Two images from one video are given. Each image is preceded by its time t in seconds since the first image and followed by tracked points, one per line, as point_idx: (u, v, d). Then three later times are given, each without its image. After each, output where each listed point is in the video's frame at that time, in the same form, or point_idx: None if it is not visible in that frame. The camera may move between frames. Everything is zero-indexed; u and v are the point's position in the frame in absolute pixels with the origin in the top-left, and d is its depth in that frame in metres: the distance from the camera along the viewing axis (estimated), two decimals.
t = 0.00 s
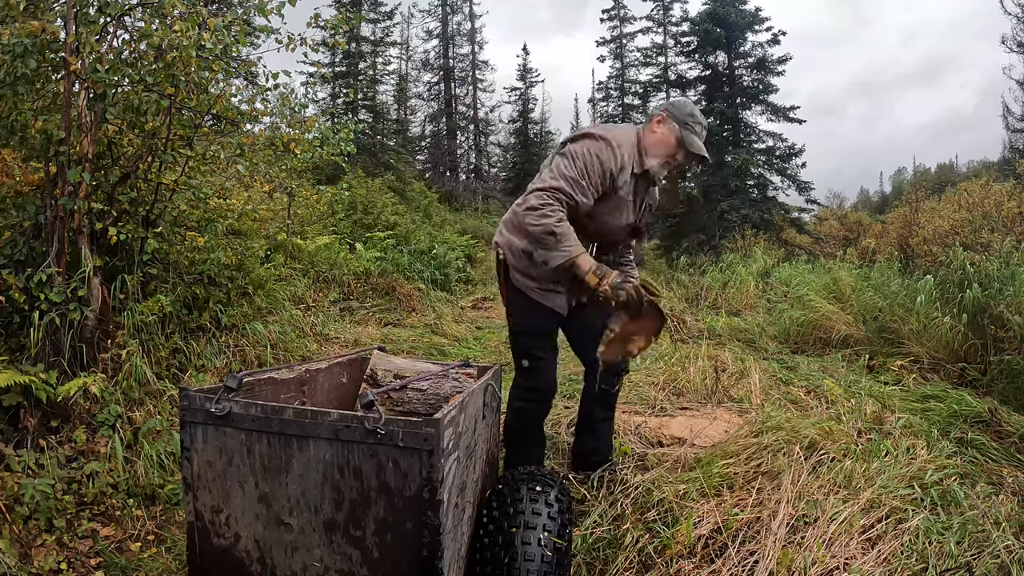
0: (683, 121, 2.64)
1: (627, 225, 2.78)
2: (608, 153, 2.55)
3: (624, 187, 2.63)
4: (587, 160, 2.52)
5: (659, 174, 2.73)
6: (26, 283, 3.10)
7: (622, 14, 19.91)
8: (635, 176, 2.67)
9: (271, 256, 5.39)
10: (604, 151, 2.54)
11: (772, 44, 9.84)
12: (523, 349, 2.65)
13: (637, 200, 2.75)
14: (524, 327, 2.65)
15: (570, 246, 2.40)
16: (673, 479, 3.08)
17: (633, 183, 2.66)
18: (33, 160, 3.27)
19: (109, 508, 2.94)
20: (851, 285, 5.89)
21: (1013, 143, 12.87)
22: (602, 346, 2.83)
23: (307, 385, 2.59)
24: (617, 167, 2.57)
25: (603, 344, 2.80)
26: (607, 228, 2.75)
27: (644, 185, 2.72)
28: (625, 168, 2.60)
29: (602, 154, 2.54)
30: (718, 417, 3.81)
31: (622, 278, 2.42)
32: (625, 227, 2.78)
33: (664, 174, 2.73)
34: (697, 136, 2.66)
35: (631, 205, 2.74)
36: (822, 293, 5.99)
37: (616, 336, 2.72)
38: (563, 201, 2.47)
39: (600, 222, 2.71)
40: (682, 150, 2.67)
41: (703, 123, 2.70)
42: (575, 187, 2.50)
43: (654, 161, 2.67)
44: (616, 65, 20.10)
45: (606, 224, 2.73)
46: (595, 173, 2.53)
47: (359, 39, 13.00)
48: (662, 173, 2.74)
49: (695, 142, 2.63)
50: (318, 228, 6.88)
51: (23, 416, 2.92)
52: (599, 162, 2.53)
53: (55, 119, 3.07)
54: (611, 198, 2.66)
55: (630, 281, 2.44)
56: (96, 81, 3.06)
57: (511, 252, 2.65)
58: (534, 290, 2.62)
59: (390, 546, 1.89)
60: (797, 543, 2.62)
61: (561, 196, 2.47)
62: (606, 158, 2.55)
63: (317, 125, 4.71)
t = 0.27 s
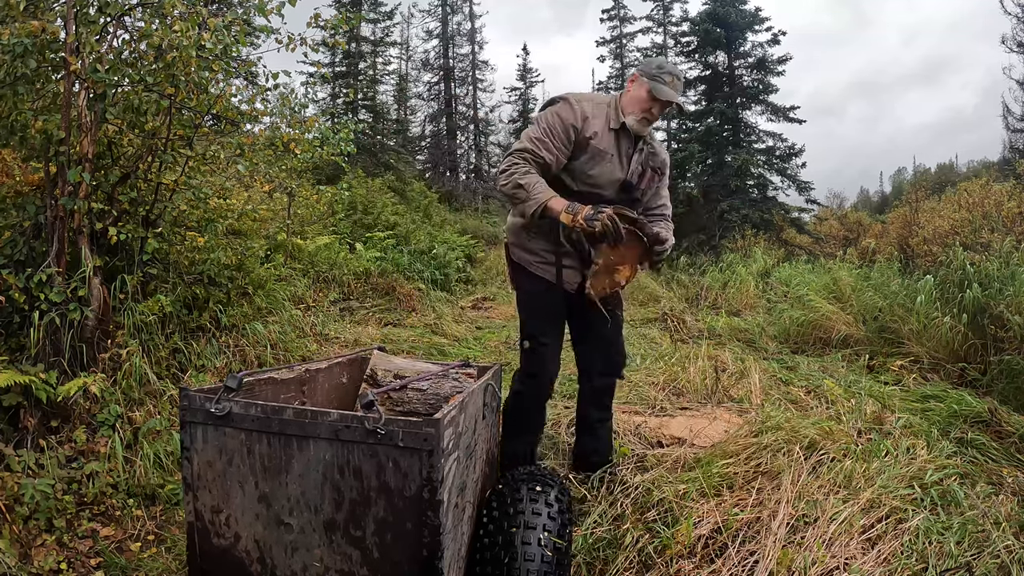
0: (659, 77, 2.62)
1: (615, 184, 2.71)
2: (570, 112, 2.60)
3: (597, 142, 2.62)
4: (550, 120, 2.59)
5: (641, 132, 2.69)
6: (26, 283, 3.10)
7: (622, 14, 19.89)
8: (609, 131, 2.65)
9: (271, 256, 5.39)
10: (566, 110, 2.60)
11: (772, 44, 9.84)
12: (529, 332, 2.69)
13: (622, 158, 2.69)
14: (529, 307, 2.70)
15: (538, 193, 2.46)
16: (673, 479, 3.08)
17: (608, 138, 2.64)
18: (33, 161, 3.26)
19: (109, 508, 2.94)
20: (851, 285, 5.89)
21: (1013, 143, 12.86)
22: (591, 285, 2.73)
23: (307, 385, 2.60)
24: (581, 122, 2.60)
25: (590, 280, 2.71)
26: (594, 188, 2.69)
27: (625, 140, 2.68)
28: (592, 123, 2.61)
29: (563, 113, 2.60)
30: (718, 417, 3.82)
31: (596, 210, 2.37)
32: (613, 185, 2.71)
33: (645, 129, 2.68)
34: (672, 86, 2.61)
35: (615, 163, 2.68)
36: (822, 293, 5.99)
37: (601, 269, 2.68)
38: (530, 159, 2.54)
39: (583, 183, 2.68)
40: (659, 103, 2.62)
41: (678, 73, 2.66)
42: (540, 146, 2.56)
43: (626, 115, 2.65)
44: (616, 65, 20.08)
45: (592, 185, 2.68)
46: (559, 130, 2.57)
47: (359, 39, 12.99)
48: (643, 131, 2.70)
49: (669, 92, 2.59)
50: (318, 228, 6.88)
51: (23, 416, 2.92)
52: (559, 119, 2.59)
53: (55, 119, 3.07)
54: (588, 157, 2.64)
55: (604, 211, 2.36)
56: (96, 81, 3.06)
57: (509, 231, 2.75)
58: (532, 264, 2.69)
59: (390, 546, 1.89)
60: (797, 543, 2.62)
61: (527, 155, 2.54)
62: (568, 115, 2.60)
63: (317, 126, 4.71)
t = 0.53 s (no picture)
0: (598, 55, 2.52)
1: (592, 178, 2.62)
2: (532, 114, 2.57)
3: (563, 138, 2.57)
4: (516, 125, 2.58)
5: (602, 116, 2.57)
6: (26, 283, 3.10)
7: (622, 14, 19.88)
8: (575, 125, 2.59)
9: (271, 255, 5.39)
10: (529, 113, 2.58)
11: (772, 44, 9.83)
12: (513, 332, 2.70)
13: (595, 150, 2.61)
14: (512, 309, 2.69)
15: (515, 207, 2.49)
16: (673, 479, 3.08)
17: (575, 133, 2.59)
18: (33, 160, 3.27)
19: (109, 508, 2.94)
20: (851, 285, 5.90)
21: (1013, 143, 12.86)
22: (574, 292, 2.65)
23: (307, 385, 2.60)
24: (545, 121, 2.56)
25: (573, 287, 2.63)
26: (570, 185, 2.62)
27: (594, 132, 2.59)
28: (556, 120, 2.56)
29: (526, 116, 2.58)
30: (718, 417, 3.82)
31: (571, 221, 2.42)
32: (590, 179, 2.63)
33: (606, 115, 2.57)
34: (617, 60, 2.49)
35: (588, 157, 2.60)
36: (822, 293, 5.99)
37: (584, 278, 2.59)
38: (502, 169, 2.56)
39: (558, 182, 2.61)
40: (607, 81, 2.50)
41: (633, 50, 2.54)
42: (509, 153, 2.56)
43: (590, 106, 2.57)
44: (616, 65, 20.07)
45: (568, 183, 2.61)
46: (524, 133, 2.55)
47: (359, 39, 12.98)
48: (608, 116, 2.58)
49: (604, 65, 2.46)
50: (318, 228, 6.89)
51: (23, 416, 2.92)
52: (523, 124, 2.56)
53: (55, 119, 3.08)
54: (558, 154, 2.58)
55: (580, 222, 2.42)
56: (96, 81, 3.06)
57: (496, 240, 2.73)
58: (517, 270, 2.65)
59: (390, 546, 1.89)
60: (797, 543, 2.62)
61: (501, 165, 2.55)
62: (530, 116, 2.57)
63: (317, 126, 4.71)
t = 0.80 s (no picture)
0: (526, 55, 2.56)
1: (544, 183, 2.63)
2: (474, 130, 2.58)
3: (508, 148, 2.58)
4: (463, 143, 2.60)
5: (539, 114, 2.58)
6: (26, 282, 3.11)
7: (622, 14, 19.86)
8: (520, 133, 2.61)
9: (271, 255, 5.39)
10: (472, 130, 2.59)
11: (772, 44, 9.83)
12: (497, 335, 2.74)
13: (543, 154, 2.62)
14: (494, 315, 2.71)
15: (475, 235, 2.54)
16: (673, 479, 3.08)
17: (519, 142, 2.60)
18: (33, 161, 3.27)
19: (109, 508, 2.94)
20: (851, 285, 5.90)
21: (1013, 143, 12.84)
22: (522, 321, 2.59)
23: (307, 385, 2.60)
24: (488, 135, 2.57)
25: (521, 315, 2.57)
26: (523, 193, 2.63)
27: (536, 136, 2.61)
28: (499, 132, 2.58)
29: (469, 134, 2.59)
30: (718, 417, 3.82)
31: (526, 249, 2.43)
32: (543, 184, 2.63)
33: (545, 113, 2.59)
34: (541, 58, 2.52)
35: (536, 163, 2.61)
36: (822, 293, 5.99)
37: (531, 305, 2.53)
38: (455, 191, 2.60)
39: (511, 192, 2.63)
40: (536, 80, 2.52)
41: (559, 45, 2.56)
42: (460, 173, 2.60)
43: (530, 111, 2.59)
44: (616, 65, 20.07)
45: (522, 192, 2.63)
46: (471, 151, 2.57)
47: (359, 39, 12.97)
48: (547, 114, 2.59)
49: (528, 64, 2.51)
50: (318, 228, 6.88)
51: (23, 416, 2.92)
52: (468, 142, 2.59)
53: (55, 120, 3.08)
54: (507, 165, 2.60)
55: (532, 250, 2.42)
56: (96, 81, 3.07)
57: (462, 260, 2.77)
58: (483, 285, 2.68)
59: (390, 547, 1.89)
60: (797, 543, 2.63)
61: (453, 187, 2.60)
62: (474, 131, 2.58)
63: (317, 126, 4.71)
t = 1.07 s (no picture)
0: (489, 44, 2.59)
1: (507, 175, 2.63)
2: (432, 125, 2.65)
3: (467, 141, 2.62)
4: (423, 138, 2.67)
5: (504, 103, 2.58)
6: (26, 282, 3.11)
7: (623, 14, 19.85)
8: (480, 125, 2.63)
9: (271, 255, 5.39)
10: (431, 125, 2.66)
11: (772, 44, 9.82)
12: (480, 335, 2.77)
13: (504, 145, 2.63)
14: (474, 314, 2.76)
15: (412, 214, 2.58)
16: (673, 479, 3.08)
17: (479, 135, 2.63)
18: (33, 161, 3.27)
19: (109, 508, 2.94)
20: (851, 285, 5.89)
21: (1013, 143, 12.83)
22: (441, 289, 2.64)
23: (307, 385, 2.60)
24: (445, 130, 2.62)
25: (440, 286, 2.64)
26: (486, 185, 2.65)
27: (497, 127, 2.62)
28: (456, 126, 2.63)
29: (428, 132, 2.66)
30: (718, 417, 3.82)
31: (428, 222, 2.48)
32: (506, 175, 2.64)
33: (507, 103, 2.57)
34: (498, 46, 2.55)
35: (497, 154, 2.63)
36: (822, 293, 5.99)
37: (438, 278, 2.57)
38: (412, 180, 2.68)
39: (474, 185, 2.66)
40: (494, 67, 2.55)
41: (515, 33, 2.58)
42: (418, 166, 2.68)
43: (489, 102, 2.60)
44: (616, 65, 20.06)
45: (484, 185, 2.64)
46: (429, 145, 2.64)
47: (359, 39, 12.95)
48: (511, 104, 2.58)
49: (487, 52, 2.54)
50: (318, 228, 6.88)
51: (23, 416, 2.92)
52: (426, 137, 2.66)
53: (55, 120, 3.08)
54: (467, 158, 2.63)
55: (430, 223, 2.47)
56: (96, 81, 3.07)
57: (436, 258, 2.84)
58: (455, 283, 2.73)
59: (390, 547, 1.89)
60: (797, 543, 2.63)
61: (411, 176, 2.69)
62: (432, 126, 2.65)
63: (317, 126, 4.71)
